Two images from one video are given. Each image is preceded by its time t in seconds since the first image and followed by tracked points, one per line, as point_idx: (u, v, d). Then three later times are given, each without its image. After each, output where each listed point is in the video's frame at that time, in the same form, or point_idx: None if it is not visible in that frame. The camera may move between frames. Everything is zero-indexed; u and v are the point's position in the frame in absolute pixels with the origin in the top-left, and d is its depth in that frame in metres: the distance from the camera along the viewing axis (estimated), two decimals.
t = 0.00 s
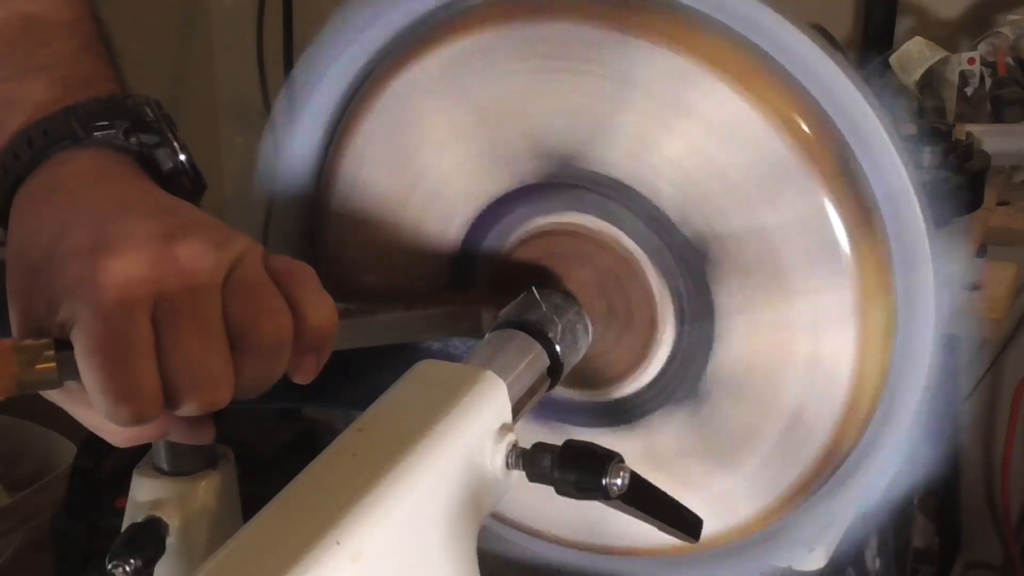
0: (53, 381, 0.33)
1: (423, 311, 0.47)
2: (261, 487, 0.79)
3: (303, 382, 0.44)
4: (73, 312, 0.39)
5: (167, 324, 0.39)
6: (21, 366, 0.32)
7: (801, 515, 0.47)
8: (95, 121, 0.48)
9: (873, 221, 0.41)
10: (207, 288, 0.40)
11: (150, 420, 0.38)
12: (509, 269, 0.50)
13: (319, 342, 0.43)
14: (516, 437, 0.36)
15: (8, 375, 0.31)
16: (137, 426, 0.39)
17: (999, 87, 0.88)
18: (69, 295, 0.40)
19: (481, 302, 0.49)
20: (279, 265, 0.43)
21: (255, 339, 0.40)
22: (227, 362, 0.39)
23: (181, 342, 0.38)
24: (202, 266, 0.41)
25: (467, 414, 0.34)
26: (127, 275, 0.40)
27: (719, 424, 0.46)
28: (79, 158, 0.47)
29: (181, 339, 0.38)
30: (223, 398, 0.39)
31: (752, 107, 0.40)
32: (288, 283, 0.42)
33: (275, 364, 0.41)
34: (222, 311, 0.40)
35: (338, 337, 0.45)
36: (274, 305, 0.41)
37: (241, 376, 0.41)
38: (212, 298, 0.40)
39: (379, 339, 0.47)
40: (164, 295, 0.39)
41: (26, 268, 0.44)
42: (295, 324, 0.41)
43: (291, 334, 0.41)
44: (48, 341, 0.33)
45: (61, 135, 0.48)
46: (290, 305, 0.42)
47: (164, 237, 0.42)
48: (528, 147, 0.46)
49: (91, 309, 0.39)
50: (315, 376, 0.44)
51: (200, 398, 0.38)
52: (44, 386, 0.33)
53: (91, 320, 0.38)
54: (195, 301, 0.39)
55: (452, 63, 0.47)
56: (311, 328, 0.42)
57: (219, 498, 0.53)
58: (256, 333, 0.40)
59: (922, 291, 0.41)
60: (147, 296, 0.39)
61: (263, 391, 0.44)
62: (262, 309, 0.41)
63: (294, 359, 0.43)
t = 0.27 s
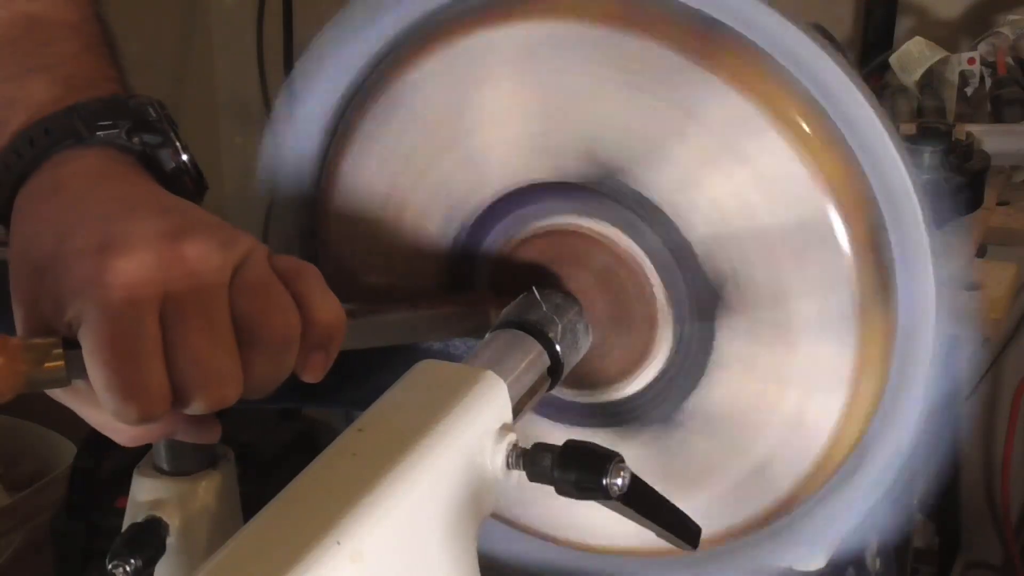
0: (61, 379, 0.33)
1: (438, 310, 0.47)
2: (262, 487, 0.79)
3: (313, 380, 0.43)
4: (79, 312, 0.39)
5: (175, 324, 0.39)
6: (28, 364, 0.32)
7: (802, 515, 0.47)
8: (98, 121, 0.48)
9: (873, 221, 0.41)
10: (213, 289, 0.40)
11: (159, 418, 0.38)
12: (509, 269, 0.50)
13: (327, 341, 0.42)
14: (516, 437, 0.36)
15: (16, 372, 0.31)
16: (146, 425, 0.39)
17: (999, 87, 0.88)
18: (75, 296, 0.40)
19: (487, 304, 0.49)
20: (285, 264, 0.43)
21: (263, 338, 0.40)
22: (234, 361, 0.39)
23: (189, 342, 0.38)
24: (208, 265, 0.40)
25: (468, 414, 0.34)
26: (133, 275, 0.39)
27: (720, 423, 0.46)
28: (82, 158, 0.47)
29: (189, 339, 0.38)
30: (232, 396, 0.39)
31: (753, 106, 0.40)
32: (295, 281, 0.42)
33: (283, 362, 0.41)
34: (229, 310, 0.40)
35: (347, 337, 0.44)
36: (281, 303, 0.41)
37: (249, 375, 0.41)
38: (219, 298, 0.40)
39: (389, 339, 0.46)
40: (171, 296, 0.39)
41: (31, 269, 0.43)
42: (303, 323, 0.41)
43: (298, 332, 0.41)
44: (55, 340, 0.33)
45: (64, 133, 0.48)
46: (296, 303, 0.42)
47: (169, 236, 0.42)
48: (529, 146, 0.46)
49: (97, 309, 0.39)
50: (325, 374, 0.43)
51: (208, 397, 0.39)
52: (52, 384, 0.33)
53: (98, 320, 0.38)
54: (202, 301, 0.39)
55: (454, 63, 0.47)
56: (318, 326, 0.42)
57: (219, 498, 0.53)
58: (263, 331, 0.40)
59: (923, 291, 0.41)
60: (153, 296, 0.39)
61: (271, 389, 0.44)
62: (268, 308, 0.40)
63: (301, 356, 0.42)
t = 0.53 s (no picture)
0: (69, 382, 0.33)
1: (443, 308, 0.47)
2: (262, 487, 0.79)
3: (321, 380, 0.44)
4: (86, 314, 0.39)
5: (182, 325, 0.39)
6: (34, 367, 0.32)
7: (802, 515, 0.47)
8: (103, 122, 0.48)
9: (874, 222, 0.41)
10: (221, 290, 0.40)
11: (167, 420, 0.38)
12: (509, 269, 0.50)
13: (333, 341, 0.43)
14: (517, 437, 0.36)
15: (21, 375, 0.31)
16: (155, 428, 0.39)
17: (999, 87, 0.88)
18: (81, 298, 0.40)
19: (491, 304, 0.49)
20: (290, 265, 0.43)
21: (270, 338, 0.40)
22: (242, 362, 0.39)
23: (196, 342, 0.38)
24: (215, 265, 0.40)
25: (468, 414, 0.34)
26: (141, 278, 0.39)
27: (720, 424, 0.46)
28: (87, 159, 0.47)
29: (196, 339, 0.38)
30: (240, 397, 0.39)
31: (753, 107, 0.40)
32: (299, 281, 0.42)
33: (289, 362, 0.41)
34: (236, 310, 0.40)
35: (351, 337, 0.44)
36: (288, 305, 0.41)
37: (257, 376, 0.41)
38: (226, 298, 0.40)
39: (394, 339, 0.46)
40: (178, 296, 0.39)
41: (38, 270, 0.44)
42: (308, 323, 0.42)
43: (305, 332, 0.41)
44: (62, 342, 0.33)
45: (68, 135, 0.48)
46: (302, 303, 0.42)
47: (175, 237, 0.41)
48: (530, 147, 0.46)
49: (104, 310, 0.38)
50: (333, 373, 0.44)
51: (216, 398, 0.39)
52: (60, 386, 0.33)
53: (105, 323, 0.38)
54: (209, 301, 0.39)
55: (454, 64, 0.47)
56: (324, 328, 0.42)
57: (219, 498, 0.53)
58: (270, 332, 0.40)
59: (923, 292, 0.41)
60: (161, 297, 0.38)
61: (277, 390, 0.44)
62: (275, 309, 0.41)
63: (308, 358, 0.43)
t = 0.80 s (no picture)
0: (64, 385, 0.34)
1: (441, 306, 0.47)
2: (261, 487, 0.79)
3: (313, 381, 0.44)
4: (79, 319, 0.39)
5: (174, 329, 0.39)
6: (27, 370, 0.32)
7: (800, 514, 0.47)
8: (94, 120, 0.49)
9: (871, 222, 0.41)
10: (212, 289, 0.39)
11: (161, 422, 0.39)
12: (508, 269, 0.50)
13: (325, 343, 0.43)
14: (514, 437, 0.36)
15: (14, 377, 0.31)
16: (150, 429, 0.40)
17: (999, 87, 0.88)
18: (74, 300, 0.40)
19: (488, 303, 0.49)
20: (283, 267, 0.43)
21: (261, 339, 0.40)
22: (234, 364, 0.39)
23: (187, 345, 0.39)
24: (205, 268, 0.40)
25: (467, 415, 0.34)
26: (133, 279, 0.39)
27: (718, 423, 0.46)
28: (79, 158, 0.47)
29: (187, 341, 0.39)
30: (232, 400, 0.40)
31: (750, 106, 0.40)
32: (292, 283, 0.42)
33: (281, 364, 0.41)
34: (227, 311, 0.40)
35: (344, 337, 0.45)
36: (280, 308, 0.41)
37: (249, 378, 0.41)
38: (218, 300, 0.39)
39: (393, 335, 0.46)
40: (170, 297, 0.39)
41: (31, 271, 0.44)
42: (301, 324, 0.41)
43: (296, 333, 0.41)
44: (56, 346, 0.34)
45: (60, 134, 0.48)
46: (294, 304, 0.42)
47: (166, 241, 0.41)
48: (527, 147, 0.46)
49: (97, 314, 0.39)
50: (324, 374, 0.44)
51: (209, 400, 0.39)
52: (54, 389, 0.33)
53: (98, 325, 0.38)
54: (200, 301, 0.39)
55: (452, 64, 0.47)
56: (317, 328, 0.42)
57: (218, 498, 0.53)
58: (261, 333, 0.40)
59: (921, 291, 0.41)
60: (154, 298, 0.39)
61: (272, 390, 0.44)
62: (267, 310, 0.40)
63: (301, 360, 0.43)
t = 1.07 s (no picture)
0: (58, 383, 0.34)
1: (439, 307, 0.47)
2: (262, 487, 0.79)
3: (307, 381, 0.44)
4: (73, 318, 0.39)
5: (169, 329, 0.39)
6: (24, 370, 0.32)
7: (800, 514, 0.47)
8: (91, 120, 0.49)
9: (871, 222, 0.41)
10: (206, 290, 0.40)
11: (156, 422, 0.39)
12: (507, 269, 0.50)
13: (321, 344, 0.42)
14: (514, 437, 0.36)
15: (11, 378, 0.31)
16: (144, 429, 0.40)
17: (999, 87, 0.88)
18: (69, 299, 0.40)
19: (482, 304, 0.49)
20: (278, 265, 0.43)
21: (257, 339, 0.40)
22: (229, 364, 0.39)
23: (183, 344, 0.38)
24: (201, 269, 0.40)
25: (466, 416, 0.34)
26: (128, 278, 0.39)
27: (718, 423, 0.46)
28: (77, 158, 0.47)
29: (182, 340, 0.38)
30: (227, 400, 0.39)
31: (750, 106, 0.40)
32: (287, 283, 0.42)
33: (277, 364, 0.41)
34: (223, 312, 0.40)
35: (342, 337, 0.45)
36: (275, 308, 0.40)
37: (245, 379, 0.41)
38: (212, 300, 0.40)
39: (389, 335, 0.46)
40: (166, 296, 0.39)
41: (28, 270, 0.44)
42: (296, 324, 0.41)
43: (291, 334, 0.41)
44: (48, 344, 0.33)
45: (58, 133, 0.48)
46: (290, 304, 0.42)
47: (163, 241, 0.42)
48: (527, 147, 0.46)
49: (92, 313, 0.38)
50: (320, 374, 0.44)
51: (204, 400, 0.39)
52: (49, 387, 0.33)
53: (93, 325, 0.38)
54: (196, 301, 0.39)
55: (452, 64, 0.47)
56: (313, 329, 0.42)
57: (218, 497, 0.53)
58: (257, 333, 0.40)
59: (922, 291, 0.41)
60: (149, 296, 0.39)
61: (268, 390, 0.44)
62: (262, 310, 0.40)
63: (296, 360, 0.42)
